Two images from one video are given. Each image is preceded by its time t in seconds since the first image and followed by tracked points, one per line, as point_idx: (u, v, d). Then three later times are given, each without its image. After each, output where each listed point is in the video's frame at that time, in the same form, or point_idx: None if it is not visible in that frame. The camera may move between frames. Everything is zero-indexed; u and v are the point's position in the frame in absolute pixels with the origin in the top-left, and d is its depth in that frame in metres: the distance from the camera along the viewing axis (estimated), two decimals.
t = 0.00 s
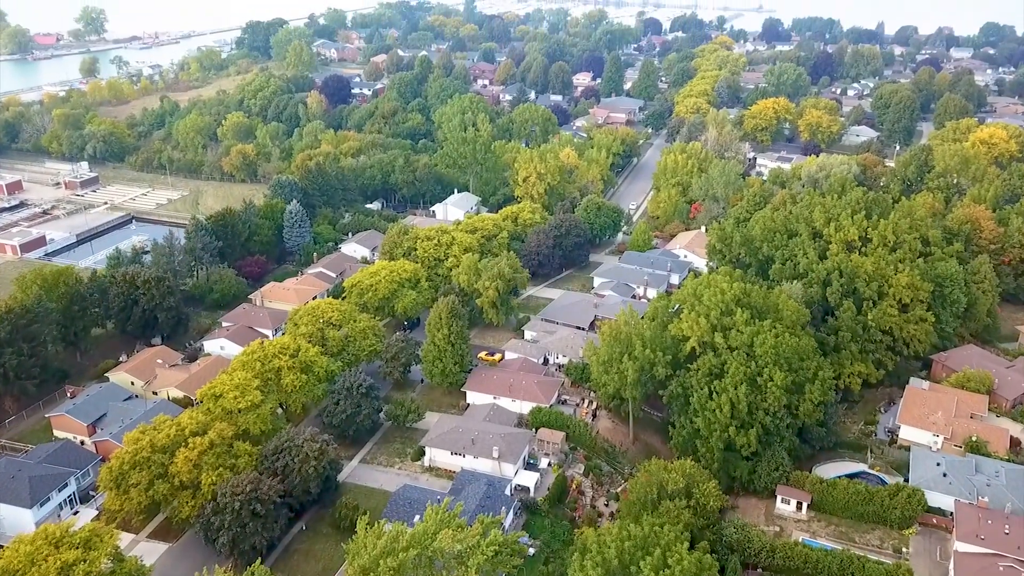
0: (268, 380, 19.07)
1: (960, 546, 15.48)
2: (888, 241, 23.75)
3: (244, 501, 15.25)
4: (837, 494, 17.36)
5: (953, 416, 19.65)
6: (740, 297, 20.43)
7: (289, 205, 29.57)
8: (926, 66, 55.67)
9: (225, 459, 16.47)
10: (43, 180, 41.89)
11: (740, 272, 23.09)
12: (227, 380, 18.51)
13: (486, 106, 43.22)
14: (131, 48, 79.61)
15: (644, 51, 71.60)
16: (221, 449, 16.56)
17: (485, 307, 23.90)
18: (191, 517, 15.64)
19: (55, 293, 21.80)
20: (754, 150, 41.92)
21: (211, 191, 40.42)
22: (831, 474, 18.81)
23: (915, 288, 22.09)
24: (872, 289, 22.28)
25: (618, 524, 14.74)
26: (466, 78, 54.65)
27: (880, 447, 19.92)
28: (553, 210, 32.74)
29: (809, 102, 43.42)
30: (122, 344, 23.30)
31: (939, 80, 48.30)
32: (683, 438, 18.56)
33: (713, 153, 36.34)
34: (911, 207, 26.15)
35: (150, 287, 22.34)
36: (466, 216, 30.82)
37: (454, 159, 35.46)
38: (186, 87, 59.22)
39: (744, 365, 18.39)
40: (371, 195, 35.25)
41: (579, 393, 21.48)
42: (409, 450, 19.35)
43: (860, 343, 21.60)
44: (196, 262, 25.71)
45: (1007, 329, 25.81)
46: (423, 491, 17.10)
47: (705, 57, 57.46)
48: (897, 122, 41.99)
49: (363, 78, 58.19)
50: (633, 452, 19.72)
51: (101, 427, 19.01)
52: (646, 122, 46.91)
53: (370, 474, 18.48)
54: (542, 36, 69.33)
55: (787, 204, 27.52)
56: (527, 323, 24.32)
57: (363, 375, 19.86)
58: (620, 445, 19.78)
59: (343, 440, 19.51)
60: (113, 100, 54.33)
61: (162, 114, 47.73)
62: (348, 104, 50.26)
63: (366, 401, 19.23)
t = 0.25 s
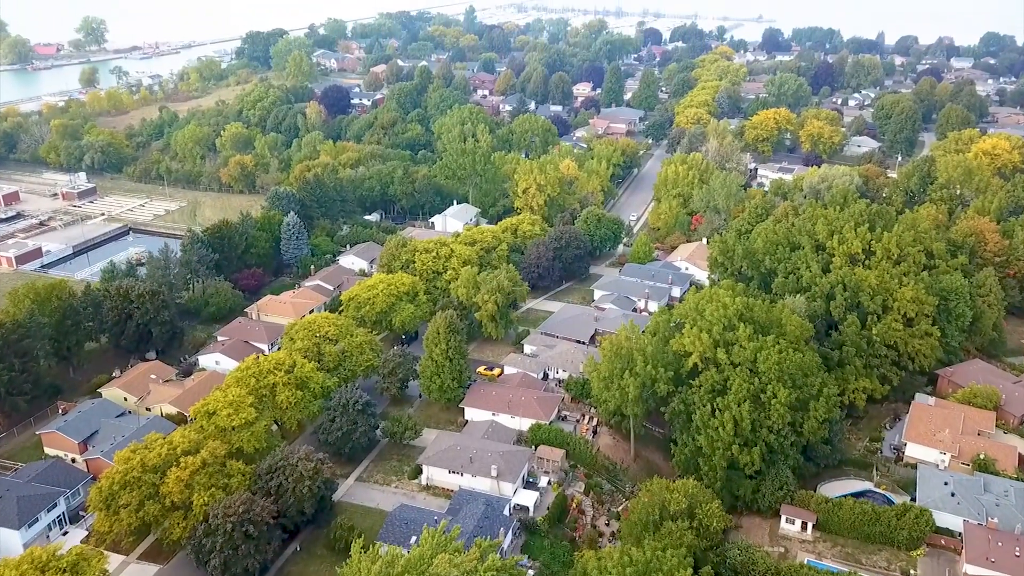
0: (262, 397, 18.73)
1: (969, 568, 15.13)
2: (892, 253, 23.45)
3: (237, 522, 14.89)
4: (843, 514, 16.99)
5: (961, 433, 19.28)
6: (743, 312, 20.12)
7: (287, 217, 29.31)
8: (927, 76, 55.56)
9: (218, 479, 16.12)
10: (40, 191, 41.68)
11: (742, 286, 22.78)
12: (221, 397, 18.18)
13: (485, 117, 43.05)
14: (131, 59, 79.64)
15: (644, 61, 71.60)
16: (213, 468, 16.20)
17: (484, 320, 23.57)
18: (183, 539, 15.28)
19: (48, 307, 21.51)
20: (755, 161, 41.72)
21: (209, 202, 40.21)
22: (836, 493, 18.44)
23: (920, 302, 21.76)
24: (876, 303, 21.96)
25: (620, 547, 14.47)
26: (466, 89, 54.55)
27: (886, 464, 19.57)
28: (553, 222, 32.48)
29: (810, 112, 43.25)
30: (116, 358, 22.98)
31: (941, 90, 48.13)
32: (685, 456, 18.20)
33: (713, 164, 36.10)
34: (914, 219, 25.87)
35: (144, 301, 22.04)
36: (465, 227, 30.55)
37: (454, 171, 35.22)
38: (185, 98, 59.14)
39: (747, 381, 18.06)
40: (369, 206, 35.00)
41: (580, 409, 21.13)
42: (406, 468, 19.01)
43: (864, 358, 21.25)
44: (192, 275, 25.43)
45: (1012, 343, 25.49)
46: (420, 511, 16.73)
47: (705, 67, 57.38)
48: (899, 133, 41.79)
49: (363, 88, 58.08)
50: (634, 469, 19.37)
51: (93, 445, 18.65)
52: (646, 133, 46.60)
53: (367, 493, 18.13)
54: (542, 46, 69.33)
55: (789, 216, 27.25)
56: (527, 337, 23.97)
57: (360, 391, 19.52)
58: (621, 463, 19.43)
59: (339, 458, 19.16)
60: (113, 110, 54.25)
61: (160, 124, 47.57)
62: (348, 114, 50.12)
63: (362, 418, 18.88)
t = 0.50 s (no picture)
0: (257, 414, 18.39)
1: None
2: (896, 266, 23.15)
3: (228, 545, 14.50)
4: (848, 535, 16.57)
5: (968, 451, 18.90)
6: (746, 327, 19.78)
7: (284, 228, 29.03)
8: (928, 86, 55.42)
9: (210, 499, 15.74)
10: (37, 202, 41.46)
11: (744, 300, 22.45)
12: (214, 415, 17.84)
13: (485, 127, 42.85)
14: (131, 69, 79.64)
15: (644, 71, 71.53)
16: (205, 488, 15.84)
17: (483, 334, 23.24)
18: (173, 561, 14.89)
19: (40, 321, 21.20)
20: (756, 171, 41.48)
21: (206, 213, 39.97)
22: (842, 513, 18.06)
23: (925, 316, 21.42)
24: (880, 317, 21.62)
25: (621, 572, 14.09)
26: (466, 99, 54.43)
27: (892, 482, 19.19)
28: (553, 234, 32.20)
29: (811, 122, 43.05)
30: (110, 372, 22.65)
31: (942, 100, 47.95)
32: (687, 475, 17.83)
33: (715, 175, 35.86)
34: (918, 231, 25.57)
35: (137, 315, 21.72)
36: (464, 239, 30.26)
37: (453, 182, 34.94)
38: (185, 108, 59.05)
39: (750, 399, 17.70)
40: (368, 217, 34.74)
41: (580, 426, 20.77)
42: (403, 486, 18.64)
43: (869, 373, 20.89)
44: (187, 288, 25.12)
45: (1019, 357, 25.12)
46: (416, 532, 16.36)
47: (705, 77, 57.27)
48: (901, 143, 41.57)
49: (362, 98, 57.95)
50: (635, 487, 19.00)
51: (84, 463, 18.28)
52: (647, 143, 46.29)
53: (362, 512, 17.76)
54: (543, 56, 69.29)
55: (791, 228, 26.95)
56: (526, 351, 23.61)
57: (356, 408, 19.17)
58: (622, 481, 19.07)
59: (334, 476, 18.80)
60: (111, 120, 54.12)
61: (159, 135, 47.40)
62: (347, 124, 49.96)
63: (358, 435, 18.51)
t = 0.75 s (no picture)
0: (250, 432, 18.03)
1: None
2: (900, 280, 22.84)
3: (218, 568, 14.12)
4: (855, 556, 16.01)
5: (976, 469, 18.50)
6: (749, 342, 19.44)
7: (281, 240, 28.73)
8: (929, 96, 55.27)
9: (201, 520, 15.37)
10: (34, 213, 41.20)
11: (746, 314, 22.12)
12: (206, 432, 17.48)
13: (485, 138, 42.64)
14: (131, 78, 79.65)
15: (645, 81, 71.48)
16: (196, 509, 15.47)
17: (481, 348, 22.87)
18: None
19: (31, 336, 20.86)
20: (757, 182, 41.25)
21: (204, 224, 39.71)
22: (848, 533, 17.68)
23: (931, 330, 21.06)
24: (885, 332, 21.28)
25: None
26: (465, 109, 54.31)
27: (899, 501, 18.82)
28: (553, 246, 31.90)
29: (812, 133, 42.87)
30: (102, 388, 22.29)
31: (944, 110, 47.75)
32: (690, 494, 17.44)
33: (715, 186, 35.60)
34: (923, 242, 25.24)
35: (131, 329, 21.36)
36: (463, 251, 29.95)
37: (452, 194, 34.67)
38: (184, 118, 58.91)
39: (753, 416, 17.34)
40: (366, 229, 34.45)
41: (580, 442, 20.40)
42: (399, 505, 18.27)
43: (874, 389, 20.53)
44: (182, 301, 24.79)
45: None
46: (413, 553, 15.97)
47: (706, 87, 57.15)
48: (903, 154, 41.34)
49: (362, 107, 57.84)
50: (636, 506, 18.63)
51: (74, 481, 17.89)
52: (647, 153, 46.01)
53: (358, 532, 17.38)
54: (543, 66, 69.26)
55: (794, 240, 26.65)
56: (526, 366, 23.23)
57: (352, 425, 18.80)
58: (622, 499, 18.69)
59: (329, 495, 18.44)
60: (110, 130, 53.98)
61: (157, 145, 47.20)
62: (346, 134, 49.77)
63: (353, 453, 18.15)
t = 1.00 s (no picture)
0: (243, 450, 17.67)
1: None
2: (905, 293, 22.51)
3: None
4: None
5: (984, 488, 18.08)
6: (752, 358, 19.09)
7: (278, 252, 28.42)
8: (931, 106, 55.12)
9: (191, 542, 14.98)
10: (31, 224, 40.95)
11: (749, 328, 21.77)
12: (198, 451, 17.12)
13: (484, 148, 42.43)
14: (131, 88, 79.70)
15: (645, 91, 71.43)
16: (186, 531, 15.09)
17: (480, 362, 22.50)
18: None
19: (23, 350, 20.52)
20: (759, 193, 41.00)
21: (202, 235, 39.44)
22: (854, 554, 17.27)
23: (937, 344, 20.71)
24: (890, 346, 20.93)
25: None
26: (465, 119, 54.17)
27: (905, 521, 18.41)
28: (553, 257, 31.59)
29: (814, 143, 42.66)
30: (95, 403, 21.93)
31: (946, 121, 47.55)
32: (692, 514, 17.05)
33: (716, 197, 35.33)
34: (927, 255, 24.93)
35: (124, 344, 21.00)
36: (462, 263, 29.63)
37: (451, 205, 34.39)
38: (183, 128, 58.80)
39: (757, 434, 16.97)
40: (365, 240, 34.18)
41: (580, 460, 20.01)
42: (395, 525, 17.87)
43: (879, 405, 20.15)
44: (177, 314, 24.46)
45: None
46: None
47: (706, 97, 57.02)
48: (905, 164, 41.10)
49: (362, 118, 57.73)
50: (638, 525, 18.22)
51: (63, 501, 17.50)
52: (648, 164, 45.78)
53: (352, 553, 16.97)
54: (543, 76, 69.25)
55: (797, 252, 26.35)
56: (525, 380, 22.85)
57: (347, 442, 18.43)
58: (623, 518, 18.28)
59: (324, 514, 18.05)
60: (109, 140, 53.84)
61: (156, 155, 47.03)
62: (345, 145, 49.59)
63: (349, 471, 17.77)
